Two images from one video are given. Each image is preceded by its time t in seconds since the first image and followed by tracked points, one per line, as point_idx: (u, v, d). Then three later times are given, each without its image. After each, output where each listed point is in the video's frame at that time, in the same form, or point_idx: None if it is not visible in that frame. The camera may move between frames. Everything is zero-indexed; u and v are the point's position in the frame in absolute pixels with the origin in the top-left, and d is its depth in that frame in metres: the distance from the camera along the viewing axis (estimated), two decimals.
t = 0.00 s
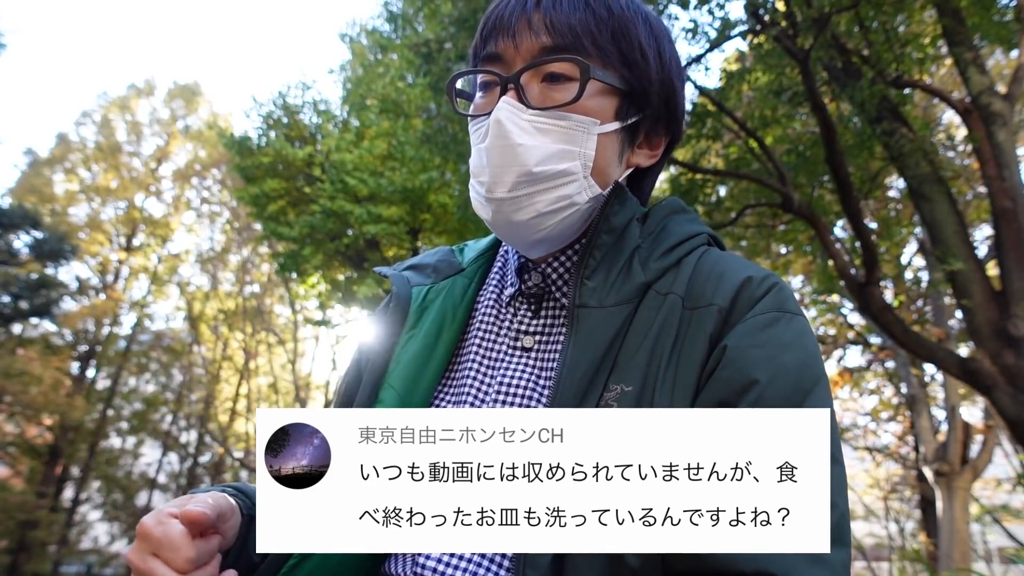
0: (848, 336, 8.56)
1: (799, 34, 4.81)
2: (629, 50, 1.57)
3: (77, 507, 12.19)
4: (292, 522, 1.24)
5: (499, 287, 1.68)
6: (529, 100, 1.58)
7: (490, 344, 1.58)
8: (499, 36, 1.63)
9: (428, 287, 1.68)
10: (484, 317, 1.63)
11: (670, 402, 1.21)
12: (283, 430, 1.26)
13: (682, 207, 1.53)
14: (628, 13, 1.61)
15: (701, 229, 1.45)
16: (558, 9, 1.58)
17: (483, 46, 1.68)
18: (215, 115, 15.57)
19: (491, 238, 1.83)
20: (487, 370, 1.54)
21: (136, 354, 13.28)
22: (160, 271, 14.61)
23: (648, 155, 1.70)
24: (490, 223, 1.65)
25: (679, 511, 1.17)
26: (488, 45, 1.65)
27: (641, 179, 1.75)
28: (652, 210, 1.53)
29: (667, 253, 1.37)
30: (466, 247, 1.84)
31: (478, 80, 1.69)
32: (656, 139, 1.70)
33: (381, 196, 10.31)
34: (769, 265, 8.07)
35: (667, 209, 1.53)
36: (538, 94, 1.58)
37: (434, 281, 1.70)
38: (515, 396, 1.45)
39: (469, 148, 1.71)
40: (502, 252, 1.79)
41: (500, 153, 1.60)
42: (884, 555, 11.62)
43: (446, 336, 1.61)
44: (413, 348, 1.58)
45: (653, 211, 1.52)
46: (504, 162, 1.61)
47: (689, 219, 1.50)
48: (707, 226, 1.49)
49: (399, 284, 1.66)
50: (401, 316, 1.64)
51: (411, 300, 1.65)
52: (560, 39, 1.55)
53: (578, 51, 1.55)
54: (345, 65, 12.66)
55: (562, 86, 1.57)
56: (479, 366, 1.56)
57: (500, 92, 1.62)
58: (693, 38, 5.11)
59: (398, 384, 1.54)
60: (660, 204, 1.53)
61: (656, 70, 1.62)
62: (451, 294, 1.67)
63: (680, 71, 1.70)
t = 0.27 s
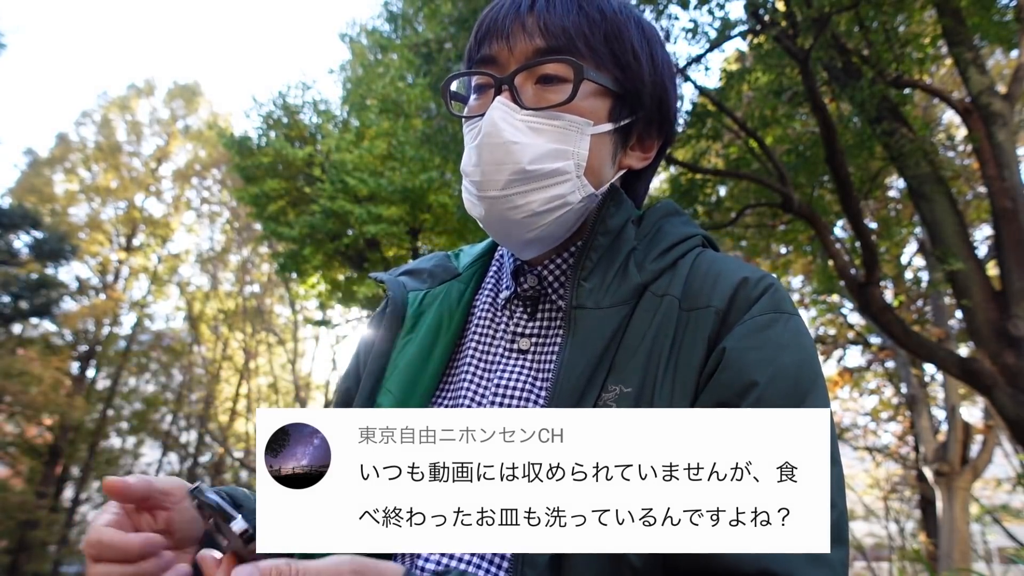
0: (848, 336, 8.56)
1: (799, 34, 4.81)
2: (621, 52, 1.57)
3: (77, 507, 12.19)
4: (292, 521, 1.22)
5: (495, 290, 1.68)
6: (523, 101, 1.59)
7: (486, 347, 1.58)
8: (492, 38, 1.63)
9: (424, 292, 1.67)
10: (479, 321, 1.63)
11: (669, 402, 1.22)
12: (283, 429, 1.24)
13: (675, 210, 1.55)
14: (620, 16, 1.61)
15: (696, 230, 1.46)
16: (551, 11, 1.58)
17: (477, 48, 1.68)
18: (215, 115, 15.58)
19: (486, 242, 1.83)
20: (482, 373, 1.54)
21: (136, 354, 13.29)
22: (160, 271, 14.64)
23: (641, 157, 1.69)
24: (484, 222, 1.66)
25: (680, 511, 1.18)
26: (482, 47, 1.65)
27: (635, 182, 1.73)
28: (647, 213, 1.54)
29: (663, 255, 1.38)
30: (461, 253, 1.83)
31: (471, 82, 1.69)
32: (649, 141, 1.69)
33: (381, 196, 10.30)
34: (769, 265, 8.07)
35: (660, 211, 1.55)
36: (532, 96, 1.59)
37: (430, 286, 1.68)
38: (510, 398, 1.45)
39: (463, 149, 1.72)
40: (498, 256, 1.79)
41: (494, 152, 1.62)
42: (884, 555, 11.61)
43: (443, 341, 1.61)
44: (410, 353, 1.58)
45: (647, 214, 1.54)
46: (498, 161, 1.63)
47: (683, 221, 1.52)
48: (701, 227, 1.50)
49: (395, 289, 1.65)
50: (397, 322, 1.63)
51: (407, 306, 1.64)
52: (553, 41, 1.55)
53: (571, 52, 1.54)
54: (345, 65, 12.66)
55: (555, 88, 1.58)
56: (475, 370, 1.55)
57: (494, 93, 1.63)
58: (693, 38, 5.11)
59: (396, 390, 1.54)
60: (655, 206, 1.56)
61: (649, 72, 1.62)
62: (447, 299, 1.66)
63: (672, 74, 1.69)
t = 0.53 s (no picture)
0: (848, 336, 8.56)
1: (800, 34, 4.81)
2: (640, 52, 1.60)
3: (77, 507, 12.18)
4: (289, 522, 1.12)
5: (491, 289, 1.68)
6: (539, 88, 1.59)
7: (484, 346, 1.58)
8: (509, 24, 1.63)
9: (418, 289, 1.68)
10: (477, 320, 1.63)
11: (667, 398, 1.26)
12: (283, 430, 1.22)
13: (675, 210, 1.57)
14: (639, 18, 1.64)
15: (693, 231, 1.48)
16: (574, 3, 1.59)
17: (492, 31, 1.67)
18: (215, 115, 15.59)
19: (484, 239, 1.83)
20: (480, 374, 1.54)
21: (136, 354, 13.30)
22: (160, 271, 14.66)
23: (646, 159, 1.72)
24: (490, 207, 1.65)
25: (679, 511, 1.18)
26: (496, 30, 1.65)
27: (636, 183, 1.75)
28: (646, 213, 1.56)
29: (662, 256, 1.41)
30: (456, 248, 1.83)
31: (484, 65, 1.67)
32: (654, 145, 1.72)
33: (381, 196, 10.31)
34: (769, 265, 8.07)
35: (659, 211, 1.56)
36: (549, 84, 1.58)
37: (424, 283, 1.69)
38: (509, 398, 1.44)
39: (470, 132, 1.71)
40: (494, 252, 1.79)
41: (508, 135, 1.60)
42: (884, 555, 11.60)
43: (440, 340, 1.61)
44: (406, 352, 1.58)
45: (645, 214, 1.56)
46: (513, 146, 1.62)
47: (682, 220, 1.53)
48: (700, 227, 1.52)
49: (390, 285, 1.66)
50: (392, 319, 1.63)
51: (400, 301, 1.65)
52: (575, 31, 1.56)
53: (593, 44, 1.55)
54: (345, 65, 12.66)
55: (574, 78, 1.58)
56: (473, 369, 1.56)
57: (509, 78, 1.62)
58: (693, 38, 5.11)
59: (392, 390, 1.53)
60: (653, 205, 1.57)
61: (662, 74, 1.65)
62: (443, 298, 1.66)
63: (680, 82, 1.73)
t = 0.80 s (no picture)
0: (848, 336, 8.56)
1: (800, 34, 4.81)
2: (651, 47, 1.60)
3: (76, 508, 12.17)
4: (293, 521, 1.14)
5: (492, 284, 1.68)
6: (553, 93, 1.59)
7: (485, 344, 1.58)
8: (517, 24, 1.60)
9: (417, 283, 1.67)
10: (477, 317, 1.63)
11: (672, 399, 1.25)
12: (283, 429, 1.22)
13: (678, 208, 1.56)
14: (647, 10, 1.63)
15: (698, 232, 1.47)
16: None
17: (497, 31, 1.64)
18: (215, 115, 15.59)
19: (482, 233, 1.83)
20: (482, 373, 1.54)
21: (137, 354, 13.32)
22: (160, 271, 14.66)
23: (654, 151, 1.77)
24: (508, 218, 1.64)
25: (679, 511, 1.18)
26: (504, 31, 1.62)
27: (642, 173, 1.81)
28: (651, 211, 1.55)
29: (667, 259, 1.40)
30: (454, 242, 1.83)
31: (491, 68, 1.65)
32: (661, 135, 1.77)
33: (381, 196, 10.30)
34: (769, 265, 8.06)
35: (664, 211, 1.55)
36: (561, 89, 1.59)
37: (424, 276, 1.69)
38: (511, 397, 1.45)
39: (482, 139, 1.69)
40: (495, 246, 1.79)
41: (528, 147, 1.60)
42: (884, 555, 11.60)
43: (440, 335, 1.61)
44: (404, 349, 1.58)
45: (651, 214, 1.54)
46: (532, 157, 1.62)
47: (686, 220, 1.53)
48: (703, 227, 1.51)
49: (388, 278, 1.67)
50: (390, 313, 1.64)
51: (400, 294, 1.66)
52: (587, 33, 1.55)
53: (607, 46, 1.55)
54: (345, 65, 12.66)
55: (589, 82, 1.58)
56: (473, 368, 1.55)
57: (521, 84, 1.60)
58: (693, 38, 5.11)
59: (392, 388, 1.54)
60: (659, 206, 1.55)
61: (672, 67, 1.67)
62: (443, 292, 1.66)
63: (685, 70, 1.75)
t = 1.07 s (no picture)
0: (848, 336, 8.56)
1: (800, 34, 4.81)
2: (636, 41, 1.60)
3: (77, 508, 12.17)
4: (291, 520, 1.16)
5: (487, 290, 1.69)
6: (537, 97, 1.58)
7: (480, 350, 1.59)
8: (497, 25, 1.59)
9: (413, 290, 1.66)
10: (472, 324, 1.64)
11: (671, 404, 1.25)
12: (284, 429, 1.23)
13: (676, 209, 1.56)
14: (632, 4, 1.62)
15: (695, 234, 1.47)
16: None
17: (478, 32, 1.62)
18: (215, 115, 15.60)
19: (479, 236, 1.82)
20: (477, 381, 1.54)
21: (137, 354, 13.33)
22: (160, 271, 14.66)
23: (646, 146, 1.76)
24: (497, 229, 1.64)
25: (679, 511, 1.18)
26: (484, 34, 1.60)
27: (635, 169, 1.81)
28: (645, 212, 1.53)
29: (664, 264, 1.39)
30: (449, 245, 1.83)
31: (472, 74, 1.65)
32: (652, 131, 1.76)
33: (381, 196, 10.30)
34: (769, 265, 8.06)
35: (659, 209, 1.55)
36: (546, 92, 1.58)
37: (419, 282, 1.68)
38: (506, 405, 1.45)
39: (468, 149, 1.69)
40: (489, 251, 1.80)
41: (515, 158, 1.61)
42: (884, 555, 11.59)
43: (436, 344, 1.61)
44: (401, 358, 1.58)
45: (645, 215, 1.53)
46: (520, 169, 1.62)
47: (684, 222, 1.52)
48: (701, 228, 1.51)
49: (384, 286, 1.65)
50: (386, 321, 1.63)
51: (396, 302, 1.64)
52: (569, 33, 1.55)
53: (590, 45, 1.54)
54: (345, 65, 12.67)
55: (574, 83, 1.57)
56: (469, 375, 1.56)
57: (505, 88, 1.60)
58: (693, 38, 5.11)
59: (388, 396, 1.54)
60: (654, 204, 1.55)
61: (660, 61, 1.66)
62: (438, 299, 1.65)
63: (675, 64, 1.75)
